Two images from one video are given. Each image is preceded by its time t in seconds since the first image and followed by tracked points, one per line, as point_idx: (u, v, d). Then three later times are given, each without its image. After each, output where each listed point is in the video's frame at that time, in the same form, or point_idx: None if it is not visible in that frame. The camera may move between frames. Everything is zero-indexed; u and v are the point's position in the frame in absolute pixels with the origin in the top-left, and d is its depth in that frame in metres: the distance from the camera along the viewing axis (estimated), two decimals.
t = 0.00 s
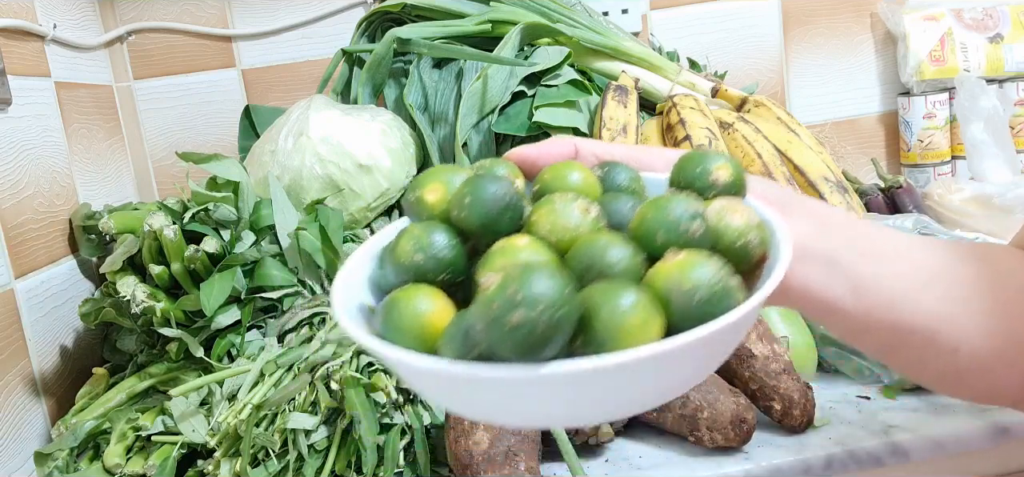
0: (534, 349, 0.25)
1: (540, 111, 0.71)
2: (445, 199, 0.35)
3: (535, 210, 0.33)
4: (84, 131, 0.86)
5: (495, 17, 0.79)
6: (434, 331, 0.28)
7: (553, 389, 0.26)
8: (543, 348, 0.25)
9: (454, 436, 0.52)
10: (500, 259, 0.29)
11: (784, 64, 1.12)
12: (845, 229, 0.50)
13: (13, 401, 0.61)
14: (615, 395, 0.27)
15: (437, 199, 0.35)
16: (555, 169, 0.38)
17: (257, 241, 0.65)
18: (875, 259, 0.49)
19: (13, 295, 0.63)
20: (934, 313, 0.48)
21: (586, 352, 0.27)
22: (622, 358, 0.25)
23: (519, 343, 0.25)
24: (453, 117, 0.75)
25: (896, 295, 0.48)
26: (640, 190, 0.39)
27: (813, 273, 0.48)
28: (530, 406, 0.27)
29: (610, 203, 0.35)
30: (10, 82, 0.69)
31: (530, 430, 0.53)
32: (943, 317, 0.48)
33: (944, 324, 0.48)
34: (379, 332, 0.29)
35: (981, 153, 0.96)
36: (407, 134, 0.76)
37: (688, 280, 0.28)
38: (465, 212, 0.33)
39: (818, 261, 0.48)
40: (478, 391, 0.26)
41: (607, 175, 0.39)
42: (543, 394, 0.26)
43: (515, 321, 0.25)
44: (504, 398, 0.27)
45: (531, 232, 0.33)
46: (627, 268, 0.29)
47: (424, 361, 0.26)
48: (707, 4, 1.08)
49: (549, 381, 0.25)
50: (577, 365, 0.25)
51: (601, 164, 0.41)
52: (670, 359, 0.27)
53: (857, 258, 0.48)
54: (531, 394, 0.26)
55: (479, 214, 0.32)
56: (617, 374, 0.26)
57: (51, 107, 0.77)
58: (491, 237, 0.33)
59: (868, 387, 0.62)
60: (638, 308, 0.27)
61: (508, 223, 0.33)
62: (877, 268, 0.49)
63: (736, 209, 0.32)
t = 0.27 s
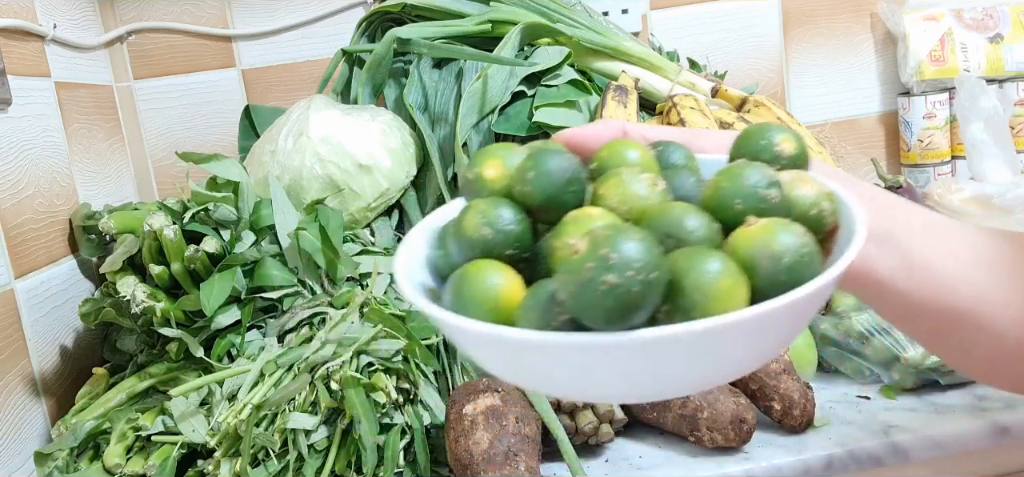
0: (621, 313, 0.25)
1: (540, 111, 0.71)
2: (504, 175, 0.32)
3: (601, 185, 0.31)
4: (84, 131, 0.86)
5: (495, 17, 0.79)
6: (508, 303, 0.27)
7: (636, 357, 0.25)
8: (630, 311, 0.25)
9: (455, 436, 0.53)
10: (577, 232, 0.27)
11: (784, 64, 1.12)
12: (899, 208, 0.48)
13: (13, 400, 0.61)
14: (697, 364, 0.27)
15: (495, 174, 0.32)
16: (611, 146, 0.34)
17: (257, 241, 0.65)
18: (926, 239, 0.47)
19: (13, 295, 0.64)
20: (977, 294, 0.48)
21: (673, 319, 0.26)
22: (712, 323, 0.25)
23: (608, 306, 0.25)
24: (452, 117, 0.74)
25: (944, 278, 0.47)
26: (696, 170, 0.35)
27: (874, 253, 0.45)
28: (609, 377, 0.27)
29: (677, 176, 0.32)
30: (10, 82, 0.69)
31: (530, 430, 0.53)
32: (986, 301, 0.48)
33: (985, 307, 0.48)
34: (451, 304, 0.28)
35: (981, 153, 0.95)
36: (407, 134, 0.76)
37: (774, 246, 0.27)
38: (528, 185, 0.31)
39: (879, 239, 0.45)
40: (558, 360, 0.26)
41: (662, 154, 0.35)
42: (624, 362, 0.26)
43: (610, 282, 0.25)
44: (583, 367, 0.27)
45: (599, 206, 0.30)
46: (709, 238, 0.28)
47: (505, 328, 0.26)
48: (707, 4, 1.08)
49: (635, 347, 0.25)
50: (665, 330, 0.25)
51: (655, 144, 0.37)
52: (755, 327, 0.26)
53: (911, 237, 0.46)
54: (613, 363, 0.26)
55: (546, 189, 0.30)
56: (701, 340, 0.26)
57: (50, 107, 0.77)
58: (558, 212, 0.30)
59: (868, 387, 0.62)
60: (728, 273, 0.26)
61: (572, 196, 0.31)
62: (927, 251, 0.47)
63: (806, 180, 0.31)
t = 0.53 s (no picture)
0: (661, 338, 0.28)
1: (540, 110, 0.71)
2: (548, 176, 0.38)
3: (643, 187, 0.36)
4: (84, 131, 0.86)
5: (495, 17, 0.79)
6: (547, 307, 0.32)
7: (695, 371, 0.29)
8: (672, 335, 0.28)
9: (454, 436, 0.52)
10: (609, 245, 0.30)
11: (784, 64, 1.12)
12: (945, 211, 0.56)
13: (13, 401, 0.61)
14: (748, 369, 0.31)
15: (539, 175, 0.39)
16: (653, 141, 0.40)
17: (257, 241, 0.65)
18: (955, 232, 0.55)
19: (13, 295, 0.63)
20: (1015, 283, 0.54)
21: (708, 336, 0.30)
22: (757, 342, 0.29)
23: (652, 332, 0.27)
24: (452, 117, 0.74)
25: (977, 267, 0.54)
26: (733, 161, 0.43)
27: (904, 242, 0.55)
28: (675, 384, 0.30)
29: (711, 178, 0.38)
30: (10, 82, 0.69)
31: (530, 430, 0.53)
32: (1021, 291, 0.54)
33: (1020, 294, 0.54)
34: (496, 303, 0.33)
35: (980, 153, 0.95)
36: (407, 134, 0.76)
37: (796, 269, 0.31)
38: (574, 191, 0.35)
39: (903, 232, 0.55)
40: (627, 375, 0.30)
41: (703, 147, 0.43)
42: (685, 373, 0.30)
43: (653, 309, 0.27)
44: (650, 378, 0.30)
45: (640, 211, 0.36)
46: (744, 249, 0.32)
47: (560, 343, 0.30)
48: (707, 4, 1.08)
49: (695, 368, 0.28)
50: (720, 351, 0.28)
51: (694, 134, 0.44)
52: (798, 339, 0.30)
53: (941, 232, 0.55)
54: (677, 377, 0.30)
55: (589, 194, 0.35)
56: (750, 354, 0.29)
57: (51, 107, 0.77)
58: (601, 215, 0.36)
59: (867, 388, 0.62)
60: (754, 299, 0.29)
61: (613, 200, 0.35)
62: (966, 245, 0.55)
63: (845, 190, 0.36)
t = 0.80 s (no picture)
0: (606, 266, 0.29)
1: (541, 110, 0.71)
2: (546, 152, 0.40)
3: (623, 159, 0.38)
4: (84, 131, 0.86)
5: (495, 17, 0.79)
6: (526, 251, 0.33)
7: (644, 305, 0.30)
8: (618, 265, 0.29)
9: (454, 436, 0.53)
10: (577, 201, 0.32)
11: (784, 64, 1.12)
12: (928, 212, 0.56)
13: (13, 401, 0.61)
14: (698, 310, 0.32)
15: (538, 153, 0.40)
16: (643, 125, 0.42)
17: (258, 241, 0.65)
18: (939, 229, 0.55)
19: (13, 295, 0.64)
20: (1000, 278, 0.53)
21: (657, 275, 0.31)
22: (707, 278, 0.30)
23: (599, 260, 0.29)
24: (452, 117, 0.74)
25: (960, 263, 0.54)
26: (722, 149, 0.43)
27: (886, 242, 0.55)
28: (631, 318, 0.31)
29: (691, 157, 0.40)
30: (10, 82, 0.69)
31: (530, 430, 0.53)
32: (1007, 287, 0.53)
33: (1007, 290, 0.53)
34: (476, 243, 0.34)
35: (981, 153, 0.94)
36: (407, 134, 0.76)
37: (743, 225, 0.32)
38: (561, 164, 0.37)
39: (886, 232, 0.55)
40: (584, 306, 0.31)
41: (692, 136, 0.43)
42: (637, 307, 0.30)
43: (599, 240, 0.28)
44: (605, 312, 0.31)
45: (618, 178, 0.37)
46: (703, 210, 0.34)
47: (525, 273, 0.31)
48: (707, 4, 1.08)
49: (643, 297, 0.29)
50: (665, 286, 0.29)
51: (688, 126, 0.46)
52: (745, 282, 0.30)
53: (922, 229, 0.55)
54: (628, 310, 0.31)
55: (575, 164, 0.36)
56: (698, 292, 0.30)
57: (51, 107, 0.77)
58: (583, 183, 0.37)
59: (867, 388, 0.62)
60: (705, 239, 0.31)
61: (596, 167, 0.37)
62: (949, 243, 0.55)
63: (805, 171, 0.37)
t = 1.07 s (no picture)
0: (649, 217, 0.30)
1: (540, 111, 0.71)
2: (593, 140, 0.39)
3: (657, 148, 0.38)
4: (84, 131, 0.86)
5: (495, 17, 0.78)
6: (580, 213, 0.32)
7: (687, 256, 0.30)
8: (661, 216, 0.30)
9: (455, 436, 0.53)
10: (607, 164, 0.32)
11: (784, 64, 1.12)
12: (919, 219, 0.56)
13: (13, 401, 0.61)
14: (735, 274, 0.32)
15: (587, 139, 0.39)
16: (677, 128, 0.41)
17: (257, 241, 0.65)
18: (932, 236, 0.55)
19: (13, 295, 0.64)
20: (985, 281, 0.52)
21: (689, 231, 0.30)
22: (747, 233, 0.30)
23: (645, 207, 0.29)
24: (452, 117, 0.74)
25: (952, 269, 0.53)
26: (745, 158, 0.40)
27: (872, 247, 0.56)
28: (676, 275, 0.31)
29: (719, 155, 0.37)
30: (10, 82, 0.69)
31: (530, 430, 0.53)
32: (1004, 287, 0.52)
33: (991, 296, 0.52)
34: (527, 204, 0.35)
35: (980, 153, 0.95)
36: (407, 134, 0.76)
37: (770, 198, 0.31)
38: (607, 145, 0.37)
39: (873, 238, 0.56)
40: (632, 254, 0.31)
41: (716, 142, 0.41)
42: (681, 260, 0.30)
43: (645, 189, 0.29)
44: (654, 266, 0.31)
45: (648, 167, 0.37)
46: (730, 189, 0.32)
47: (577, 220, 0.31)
48: (707, 4, 1.09)
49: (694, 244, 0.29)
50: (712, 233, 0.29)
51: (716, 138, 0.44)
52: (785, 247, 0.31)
53: (913, 237, 0.55)
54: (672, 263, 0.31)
55: (620, 148, 0.36)
56: (740, 250, 0.30)
57: (50, 107, 0.77)
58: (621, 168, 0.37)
59: (867, 388, 0.62)
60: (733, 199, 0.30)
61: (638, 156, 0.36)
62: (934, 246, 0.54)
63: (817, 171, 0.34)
